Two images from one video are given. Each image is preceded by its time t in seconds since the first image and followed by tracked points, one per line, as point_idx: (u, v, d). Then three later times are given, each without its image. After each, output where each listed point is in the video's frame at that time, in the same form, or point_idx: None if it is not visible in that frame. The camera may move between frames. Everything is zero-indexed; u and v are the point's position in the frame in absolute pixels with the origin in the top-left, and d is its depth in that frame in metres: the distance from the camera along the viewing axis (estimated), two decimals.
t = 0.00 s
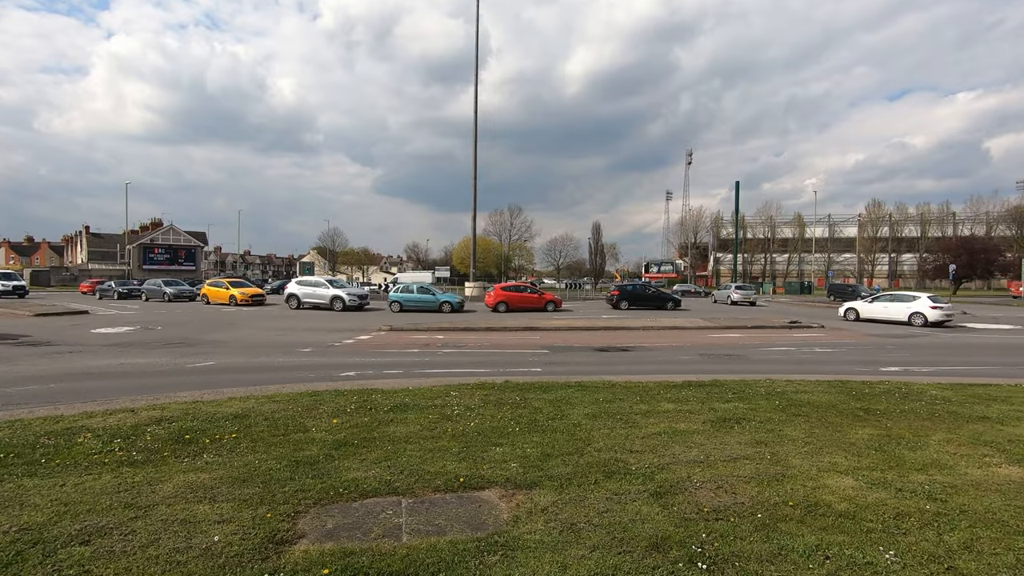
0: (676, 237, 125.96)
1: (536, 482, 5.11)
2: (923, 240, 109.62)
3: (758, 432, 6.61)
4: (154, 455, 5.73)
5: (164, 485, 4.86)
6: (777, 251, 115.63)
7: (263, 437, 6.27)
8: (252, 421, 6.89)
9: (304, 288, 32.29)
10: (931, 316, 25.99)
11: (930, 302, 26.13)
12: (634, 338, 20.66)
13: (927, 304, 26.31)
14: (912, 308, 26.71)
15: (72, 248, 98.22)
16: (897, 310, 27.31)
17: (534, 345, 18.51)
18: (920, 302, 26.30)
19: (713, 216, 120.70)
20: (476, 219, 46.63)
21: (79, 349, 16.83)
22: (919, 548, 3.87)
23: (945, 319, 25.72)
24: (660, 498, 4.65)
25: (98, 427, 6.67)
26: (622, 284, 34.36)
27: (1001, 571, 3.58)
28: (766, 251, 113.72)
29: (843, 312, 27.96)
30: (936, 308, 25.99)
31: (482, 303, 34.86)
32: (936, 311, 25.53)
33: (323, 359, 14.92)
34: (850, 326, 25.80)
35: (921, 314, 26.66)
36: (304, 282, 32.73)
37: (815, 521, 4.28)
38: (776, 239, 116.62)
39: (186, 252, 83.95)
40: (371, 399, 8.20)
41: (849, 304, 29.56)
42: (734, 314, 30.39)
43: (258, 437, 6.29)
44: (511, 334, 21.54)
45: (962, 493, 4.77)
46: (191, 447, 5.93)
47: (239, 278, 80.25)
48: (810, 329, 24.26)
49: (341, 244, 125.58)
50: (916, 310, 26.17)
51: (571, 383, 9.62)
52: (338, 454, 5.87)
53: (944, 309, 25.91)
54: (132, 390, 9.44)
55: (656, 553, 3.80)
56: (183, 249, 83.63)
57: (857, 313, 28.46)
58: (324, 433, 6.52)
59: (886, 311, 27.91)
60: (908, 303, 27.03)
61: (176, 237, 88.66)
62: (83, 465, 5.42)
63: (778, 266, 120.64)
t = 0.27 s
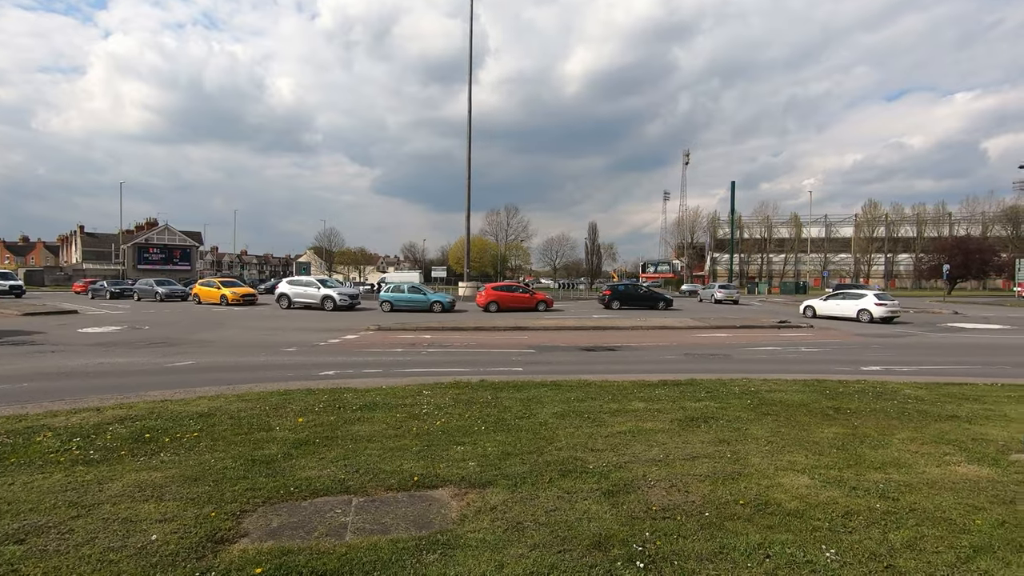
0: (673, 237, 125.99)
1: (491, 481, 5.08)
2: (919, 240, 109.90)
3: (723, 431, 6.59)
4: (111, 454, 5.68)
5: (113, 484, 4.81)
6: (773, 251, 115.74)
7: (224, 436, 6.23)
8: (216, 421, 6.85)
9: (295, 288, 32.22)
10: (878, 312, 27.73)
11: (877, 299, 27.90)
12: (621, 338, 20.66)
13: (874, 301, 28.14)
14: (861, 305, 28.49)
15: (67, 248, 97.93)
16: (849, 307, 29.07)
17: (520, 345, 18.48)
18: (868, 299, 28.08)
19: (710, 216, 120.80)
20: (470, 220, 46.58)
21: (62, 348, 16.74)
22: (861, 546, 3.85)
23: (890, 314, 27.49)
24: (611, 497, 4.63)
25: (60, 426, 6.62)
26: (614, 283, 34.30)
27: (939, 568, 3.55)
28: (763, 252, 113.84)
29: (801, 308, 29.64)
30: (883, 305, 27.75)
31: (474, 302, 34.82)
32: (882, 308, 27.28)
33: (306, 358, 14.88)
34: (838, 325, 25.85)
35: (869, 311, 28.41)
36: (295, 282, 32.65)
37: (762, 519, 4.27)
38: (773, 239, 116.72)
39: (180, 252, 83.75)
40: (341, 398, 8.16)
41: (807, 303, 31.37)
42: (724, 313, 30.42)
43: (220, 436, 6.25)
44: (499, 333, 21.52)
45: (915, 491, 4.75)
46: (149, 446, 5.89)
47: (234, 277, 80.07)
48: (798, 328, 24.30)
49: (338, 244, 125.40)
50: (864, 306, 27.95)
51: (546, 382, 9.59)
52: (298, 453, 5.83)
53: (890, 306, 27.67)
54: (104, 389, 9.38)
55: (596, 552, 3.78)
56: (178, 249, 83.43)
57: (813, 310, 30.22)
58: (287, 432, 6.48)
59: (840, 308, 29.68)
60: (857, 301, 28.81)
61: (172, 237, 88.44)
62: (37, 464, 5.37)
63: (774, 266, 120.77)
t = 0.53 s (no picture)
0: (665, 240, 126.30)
1: (440, 488, 5.04)
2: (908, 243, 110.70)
3: (683, 437, 6.57)
4: (59, 461, 5.59)
5: (53, 493, 4.73)
6: (764, 254, 116.28)
7: (178, 442, 6.15)
8: (174, 426, 6.76)
9: (281, 290, 32.06)
10: (826, 312, 29.34)
11: (826, 301, 29.50)
12: (604, 341, 20.66)
13: (823, 302, 29.76)
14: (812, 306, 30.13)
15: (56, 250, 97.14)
16: (801, 308, 30.76)
17: (502, 348, 18.44)
18: (817, 301, 29.72)
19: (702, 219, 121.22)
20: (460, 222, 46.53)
21: (38, 352, 16.56)
22: (798, 553, 3.83)
23: (837, 314, 29.09)
24: (558, 504, 4.59)
25: (12, 432, 6.51)
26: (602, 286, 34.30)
27: None
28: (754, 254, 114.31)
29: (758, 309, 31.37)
30: (831, 305, 29.35)
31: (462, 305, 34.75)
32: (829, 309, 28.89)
33: (284, 362, 14.78)
34: (822, 328, 25.94)
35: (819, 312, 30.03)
36: (281, 284, 32.49)
37: (704, 526, 4.24)
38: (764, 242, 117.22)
39: (170, 254, 83.19)
40: (306, 404, 8.09)
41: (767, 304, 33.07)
42: (710, 316, 30.49)
43: (174, 442, 6.16)
44: (483, 336, 21.47)
45: (863, 497, 4.74)
46: (99, 453, 5.79)
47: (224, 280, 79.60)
48: (782, 331, 24.37)
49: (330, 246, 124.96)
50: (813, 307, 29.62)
51: (516, 386, 9.55)
52: (251, 459, 5.76)
53: (837, 307, 29.27)
54: (69, 394, 9.26)
55: (531, 561, 3.74)
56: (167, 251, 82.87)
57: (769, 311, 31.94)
58: (243, 438, 6.40)
59: (794, 309, 31.36)
60: (809, 302, 30.45)
61: (161, 239, 87.88)
62: None
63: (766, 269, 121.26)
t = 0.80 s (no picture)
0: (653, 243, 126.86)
1: (385, 491, 4.95)
2: (892, 248, 112.05)
3: (642, 439, 6.52)
4: None
5: None
6: (751, 258, 117.15)
7: (124, 446, 6.01)
8: (124, 430, 6.61)
9: (262, 293, 31.79)
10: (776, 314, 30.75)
11: (776, 303, 30.88)
12: (584, 344, 20.64)
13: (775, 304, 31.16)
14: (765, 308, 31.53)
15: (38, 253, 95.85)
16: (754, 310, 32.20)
17: (480, 351, 18.37)
18: (769, 303, 31.10)
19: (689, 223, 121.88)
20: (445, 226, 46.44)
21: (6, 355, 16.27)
22: (735, 555, 3.80)
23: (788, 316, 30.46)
24: (501, 508, 4.53)
25: None
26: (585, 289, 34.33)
27: None
28: (741, 259, 115.07)
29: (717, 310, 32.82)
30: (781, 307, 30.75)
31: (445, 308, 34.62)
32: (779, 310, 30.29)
33: (256, 365, 14.60)
34: (802, 331, 26.07)
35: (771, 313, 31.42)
36: (263, 287, 32.22)
37: (646, 528, 4.20)
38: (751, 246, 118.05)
39: (154, 257, 82.27)
40: (266, 407, 7.96)
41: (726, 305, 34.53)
42: (693, 320, 30.59)
43: (121, 446, 6.02)
44: (463, 340, 21.38)
45: (809, 499, 4.71)
46: (39, 458, 5.64)
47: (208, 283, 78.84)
48: (762, 334, 24.47)
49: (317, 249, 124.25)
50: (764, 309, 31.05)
51: (483, 389, 9.48)
52: (198, 463, 5.65)
53: (788, 308, 30.64)
54: (26, 399, 9.08)
55: (463, 565, 3.67)
56: (151, 254, 81.95)
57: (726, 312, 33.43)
58: (193, 442, 6.27)
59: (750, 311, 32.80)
60: (762, 304, 31.85)
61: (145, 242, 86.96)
62: None
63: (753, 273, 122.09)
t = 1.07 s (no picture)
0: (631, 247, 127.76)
1: (317, 504, 4.81)
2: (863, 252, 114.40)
3: (590, 446, 6.46)
4: None
5: None
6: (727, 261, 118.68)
7: (51, 459, 5.76)
8: (55, 442, 6.35)
9: (231, 297, 31.22)
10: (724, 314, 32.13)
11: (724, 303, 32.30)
12: (554, 348, 20.61)
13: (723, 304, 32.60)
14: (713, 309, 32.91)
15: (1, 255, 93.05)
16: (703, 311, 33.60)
17: (448, 355, 18.20)
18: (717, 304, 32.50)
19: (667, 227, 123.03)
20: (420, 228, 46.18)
21: None
22: (661, 566, 3.74)
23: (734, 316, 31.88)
24: (433, 520, 4.42)
25: None
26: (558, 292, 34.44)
27: None
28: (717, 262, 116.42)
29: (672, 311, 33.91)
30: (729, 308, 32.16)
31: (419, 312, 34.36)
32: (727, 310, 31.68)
33: (216, 371, 14.25)
34: (771, 334, 26.38)
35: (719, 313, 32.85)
36: (231, 291, 31.64)
37: (577, 539, 4.13)
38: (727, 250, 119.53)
39: (123, 260, 80.40)
40: (211, 416, 7.74)
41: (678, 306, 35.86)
42: (665, 323, 30.78)
43: (48, 459, 5.78)
44: (433, 344, 21.19)
45: (746, 506, 4.68)
46: None
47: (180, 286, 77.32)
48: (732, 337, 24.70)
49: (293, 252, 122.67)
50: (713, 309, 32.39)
51: (440, 395, 9.35)
52: (127, 475, 5.44)
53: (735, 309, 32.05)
54: None
55: None
56: (120, 257, 80.05)
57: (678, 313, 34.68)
58: (126, 454, 6.04)
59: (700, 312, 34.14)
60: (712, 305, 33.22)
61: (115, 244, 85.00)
62: None
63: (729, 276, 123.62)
